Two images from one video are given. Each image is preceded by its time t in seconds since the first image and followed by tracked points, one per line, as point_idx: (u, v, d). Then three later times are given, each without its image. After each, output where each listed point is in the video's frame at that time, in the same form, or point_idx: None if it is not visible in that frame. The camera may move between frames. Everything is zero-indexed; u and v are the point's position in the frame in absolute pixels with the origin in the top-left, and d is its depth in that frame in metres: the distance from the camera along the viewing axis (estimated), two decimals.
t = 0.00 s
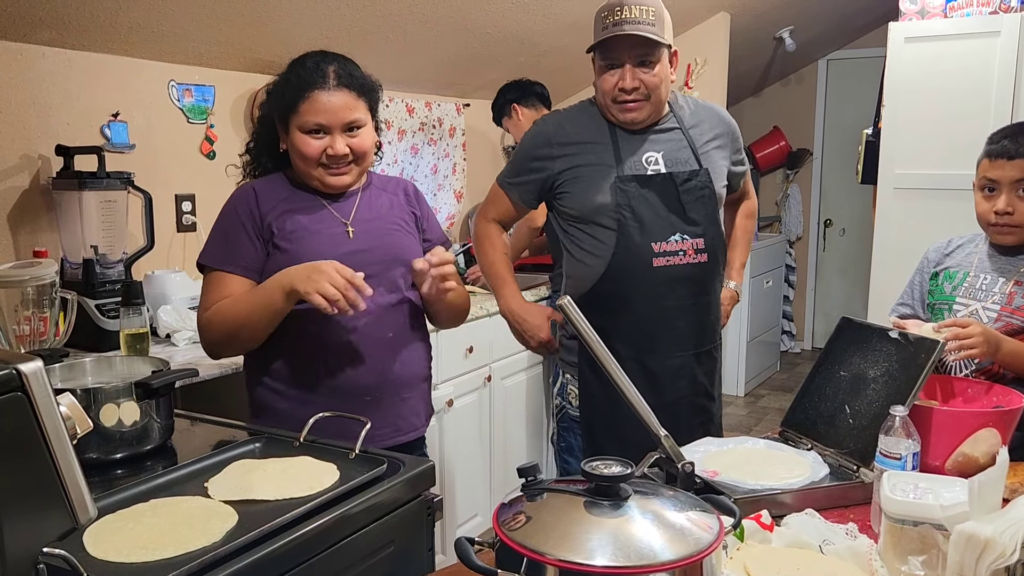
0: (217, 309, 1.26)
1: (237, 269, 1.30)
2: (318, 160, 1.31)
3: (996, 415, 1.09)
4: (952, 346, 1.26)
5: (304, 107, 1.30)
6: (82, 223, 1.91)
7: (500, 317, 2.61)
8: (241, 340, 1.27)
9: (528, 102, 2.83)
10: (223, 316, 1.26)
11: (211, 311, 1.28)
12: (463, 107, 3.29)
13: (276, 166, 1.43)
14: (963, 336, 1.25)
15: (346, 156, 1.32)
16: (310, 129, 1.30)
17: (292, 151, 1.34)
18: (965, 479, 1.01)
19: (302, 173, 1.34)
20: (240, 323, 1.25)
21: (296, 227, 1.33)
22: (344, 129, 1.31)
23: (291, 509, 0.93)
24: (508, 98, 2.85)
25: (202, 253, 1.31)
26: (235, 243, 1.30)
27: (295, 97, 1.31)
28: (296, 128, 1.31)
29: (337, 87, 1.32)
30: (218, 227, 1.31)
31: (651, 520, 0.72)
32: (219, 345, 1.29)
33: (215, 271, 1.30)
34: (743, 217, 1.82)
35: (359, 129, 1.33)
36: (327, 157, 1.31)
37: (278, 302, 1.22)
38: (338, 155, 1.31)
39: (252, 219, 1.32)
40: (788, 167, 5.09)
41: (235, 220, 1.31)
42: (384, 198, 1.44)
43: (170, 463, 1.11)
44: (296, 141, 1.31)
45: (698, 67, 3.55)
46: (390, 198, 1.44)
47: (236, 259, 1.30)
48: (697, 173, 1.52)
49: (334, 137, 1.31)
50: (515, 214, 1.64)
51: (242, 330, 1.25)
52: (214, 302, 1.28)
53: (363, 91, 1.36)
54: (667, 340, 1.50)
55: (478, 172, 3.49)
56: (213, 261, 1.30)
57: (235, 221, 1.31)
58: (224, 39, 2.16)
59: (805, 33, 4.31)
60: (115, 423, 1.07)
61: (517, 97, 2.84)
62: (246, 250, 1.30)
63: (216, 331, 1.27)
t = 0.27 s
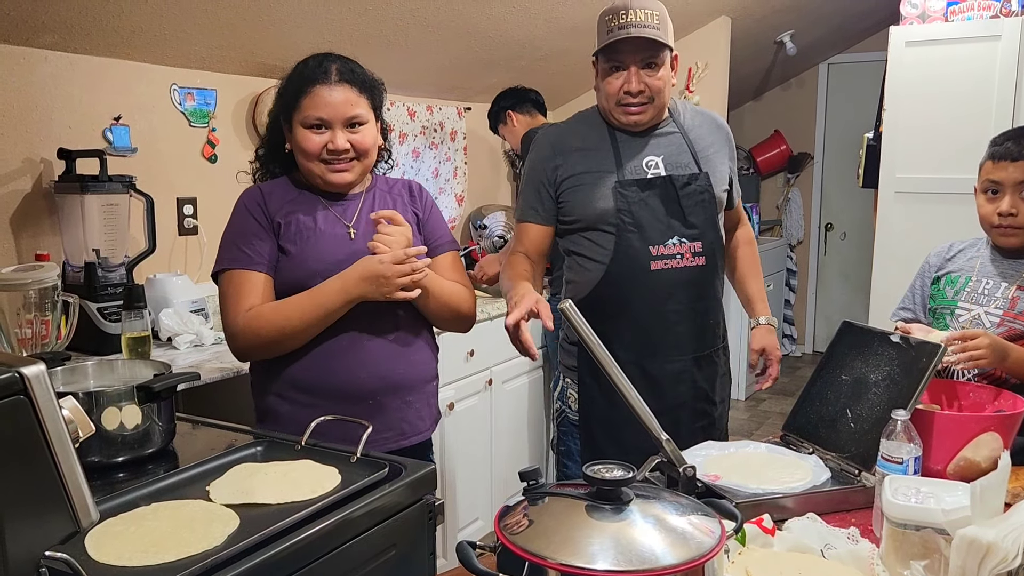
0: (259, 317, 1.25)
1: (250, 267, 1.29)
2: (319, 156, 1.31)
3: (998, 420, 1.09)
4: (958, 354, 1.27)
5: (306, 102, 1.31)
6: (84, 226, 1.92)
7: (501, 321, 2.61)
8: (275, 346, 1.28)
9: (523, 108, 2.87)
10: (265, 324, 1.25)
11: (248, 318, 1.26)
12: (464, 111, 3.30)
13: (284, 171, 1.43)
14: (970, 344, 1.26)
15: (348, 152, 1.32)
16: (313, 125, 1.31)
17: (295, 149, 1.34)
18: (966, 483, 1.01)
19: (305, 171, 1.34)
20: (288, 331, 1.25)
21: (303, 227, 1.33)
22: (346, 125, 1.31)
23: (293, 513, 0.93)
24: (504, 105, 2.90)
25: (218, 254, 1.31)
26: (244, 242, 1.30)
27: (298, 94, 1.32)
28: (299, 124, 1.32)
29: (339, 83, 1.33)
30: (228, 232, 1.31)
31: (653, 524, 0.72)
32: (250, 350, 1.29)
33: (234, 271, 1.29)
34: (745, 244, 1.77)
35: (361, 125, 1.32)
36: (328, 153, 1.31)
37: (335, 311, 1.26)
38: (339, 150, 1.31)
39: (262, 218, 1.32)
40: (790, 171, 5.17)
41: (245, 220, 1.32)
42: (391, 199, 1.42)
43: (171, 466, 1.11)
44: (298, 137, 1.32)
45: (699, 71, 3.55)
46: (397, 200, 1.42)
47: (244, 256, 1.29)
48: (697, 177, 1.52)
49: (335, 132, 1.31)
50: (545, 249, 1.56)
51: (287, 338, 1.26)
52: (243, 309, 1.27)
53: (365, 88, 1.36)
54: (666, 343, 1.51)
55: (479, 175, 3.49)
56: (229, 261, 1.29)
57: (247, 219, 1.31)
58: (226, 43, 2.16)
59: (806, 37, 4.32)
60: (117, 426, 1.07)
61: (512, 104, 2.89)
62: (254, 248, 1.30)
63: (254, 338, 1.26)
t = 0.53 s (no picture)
0: (258, 320, 1.26)
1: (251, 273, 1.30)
2: (322, 161, 1.31)
3: (999, 425, 1.09)
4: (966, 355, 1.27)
5: (308, 107, 1.31)
6: (85, 231, 1.92)
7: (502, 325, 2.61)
8: (271, 352, 1.28)
9: (519, 114, 2.90)
10: (264, 328, 1.25)
11: (248, 321, 1.27)
12: (465, 115, 3.30)
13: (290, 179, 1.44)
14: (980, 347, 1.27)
15: (350, 157, 1.32)
16: (315, 129, 1.31)
17: (298, 154, 1.34)
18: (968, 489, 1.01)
19: (308, 177, 1.34)
20: (285, 336, 1.26)
21: (304, 233, 1.34)
22: (348, 129, 1.32)
23: (294, 518, 0.93)
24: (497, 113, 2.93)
25: (222, 261, 1.32)
26: (246, 248, 1.31)
27: (301, 99, 1.33)
28: (301, 129, 1.32)
29: (341, 87, 1.33)
30: (232, 240, 1.33)
31: (654, 531, 0.72)
32: (249, 355, 1.29)
33: (235, 276, 1.30)
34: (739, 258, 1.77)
35: (362, 130, 1.33)
36: (330, 158, 1.31)
37: (334, 317, 1.26)
38: (341, 154, 1.30)
39: (264, 225, 1.33)
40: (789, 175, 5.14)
41: (248, 226, 1.33)
42: (393, 207, 1.42)
43: (172, 472, 1.11)
44: (301, 142, 1.32)
45: (699, 76, 3.56)
46: (401, 208, 1.43)
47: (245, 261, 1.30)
48: (698, 181, 1.53)
49: (336, 136, 1.31)
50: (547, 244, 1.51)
51: (285, 342, 1.27)
52: (242, 313, 1.28)
53: (367, 92, 1.37)
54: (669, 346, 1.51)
55: (480, 180, 3.50)
56: (231, 267, 1.30)
57: (250, 226, 1.33)
58: (228, 48, 2.17)
59: (807, 41, 4.32)
60: (118, 432, 1.07)
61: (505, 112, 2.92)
62: (257, 254, 1.31)
63: (253, 341, 1.27)
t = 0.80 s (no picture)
0: (253, 319, 1.26)
1: (250, 275, 1.30)
2: (327, 167, 1.31)
3: (999, 428, 1.09)
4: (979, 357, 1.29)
5: (312, 113, 1.31)
6: (84, 234, 1.92)
7: (502, 327, 2.61)
8: (267, 349, 1.28)
9: (514, 118, 2.90)
10: (256, 327, 1.26)
11: (242, 321, 1.27)
12: (464, 118, 3.31)
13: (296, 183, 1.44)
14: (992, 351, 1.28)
15: (353, 163, 1.32)
16: (318, 136, 1.31)
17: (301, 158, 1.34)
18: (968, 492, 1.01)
19: (311, 181, 1.34)
20: (276, 333, 1.25)
21: (305, 235, 1.34)
22: (351, 136, 1.31)
23: (295, 522, 0.93)
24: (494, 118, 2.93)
25: (222, 264, 1.32)
26: (247, 250, 1.31)
27: (304, 105, 1.33)
28: (304, 135, 1.32)
29: (343, 93, 1.33)
30: (232, 241, 1.33)
31: (654, 534, 0.73)
32: (245, 355, 1.29)
33: (234, 278, 1.30)
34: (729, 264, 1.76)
35: (365, 135, 1.32)
36: (334, 164, 1.31)
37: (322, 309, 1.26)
38: (345, 160, 1.31)
39: (265, 228, 1.33)
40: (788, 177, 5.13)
41: (249, 228, 1.33)
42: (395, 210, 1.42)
43: (172, 475, 1.11)
44: (304, 147, 1.32)
45: (699, 78, 3.56)
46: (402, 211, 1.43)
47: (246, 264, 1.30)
48: (700, 186, 1.54)
49: (340, 141, 1.31)
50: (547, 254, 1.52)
51: (276, 339, 1.26)
52: (239, 313, 1.28)
53: (369, 98, 1.37)
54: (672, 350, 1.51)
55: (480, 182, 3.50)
56: (231, 269, 1.30)
57: (250, 228, 1.33)
58: (228, 51, 2.17)
59: (806, 43, 4.32)
60: (118, 435, 1.07)
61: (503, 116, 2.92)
62: (258, 256, 1.31)
63: (247, 341, 1.27)
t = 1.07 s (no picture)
0: (253, 322, 1.26)
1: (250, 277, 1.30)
2: (321, 171, 1.32)
3: (998, 427, 1.09)
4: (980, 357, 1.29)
5: (306, 115, 1.31)
6: (82, 235, 1.92)
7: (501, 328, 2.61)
8: (268, 353, 1.28)
9: (510, 122, 2.90)
10: (257, 329, 1.26)
11: (243, 324, 1.27)
12: (463, 118, 3.31)
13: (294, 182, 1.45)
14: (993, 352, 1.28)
15: (348, 167, 1.32)
16: (312, 139, 1.31)
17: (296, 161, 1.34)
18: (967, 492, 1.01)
19: (306, 185, 1.35)
20: (278, 334, 1.25)
21: (302, 236, 1.34)
22: (345, 139, 1.31)
23: (293, 523, 0.93)
24: (492, 124, 2.94)
25: (220, 265, 1.32)
26: (245, 252, 1.31)
27: (299, 107, 1.33)
28: (298, 137, 1.32)
29: (339, 96, 1.33)
30: (228, 243, 1.33)
31: (653, 534, 0.72)
32: (245, 357, 1.29)
33: (233, 280, 1.30)
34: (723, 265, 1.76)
35: (359, 139, 1.32)
36: (329, 167, 1.31)
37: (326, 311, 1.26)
38: (338, 163, 1.31)
39: (262, 228, 1.33)
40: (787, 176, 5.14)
41: (246, 230, 1.33)
42: (392, 209, 1.42)
43: (171, 476, 1.11)
44: (298, 151, 1.32)
45: (697, 78, 3.56)
46: (398, 210, 1.42)
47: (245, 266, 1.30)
48: (699, 189, 1.53)
49: (333, 145, 1.31)
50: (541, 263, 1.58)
51: (283, 342, 1.27)
52: (239, 315, 1.28)
53: (365, 102, 1.36)
54: (671, 352, 1.51)
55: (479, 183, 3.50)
56: (230, 271, 1.31)
57: (247, 230, 1.32)
58: (226, 52, 2.17)
59: (804, 43, 4.33)
60: (117, 436, 1.07)
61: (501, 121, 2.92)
62: (255, 258, 1.31)
63: (248, 344, 1.27)
